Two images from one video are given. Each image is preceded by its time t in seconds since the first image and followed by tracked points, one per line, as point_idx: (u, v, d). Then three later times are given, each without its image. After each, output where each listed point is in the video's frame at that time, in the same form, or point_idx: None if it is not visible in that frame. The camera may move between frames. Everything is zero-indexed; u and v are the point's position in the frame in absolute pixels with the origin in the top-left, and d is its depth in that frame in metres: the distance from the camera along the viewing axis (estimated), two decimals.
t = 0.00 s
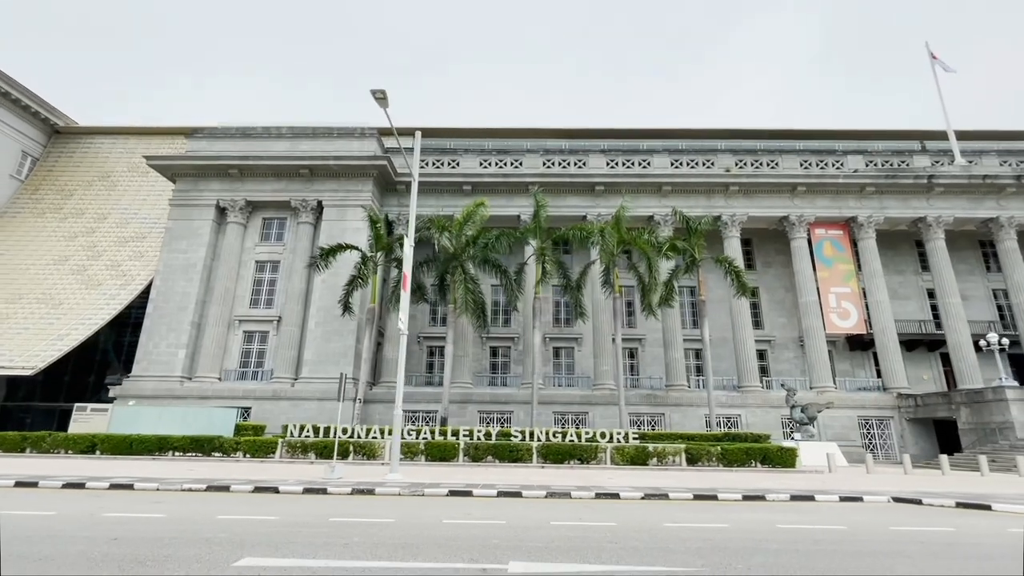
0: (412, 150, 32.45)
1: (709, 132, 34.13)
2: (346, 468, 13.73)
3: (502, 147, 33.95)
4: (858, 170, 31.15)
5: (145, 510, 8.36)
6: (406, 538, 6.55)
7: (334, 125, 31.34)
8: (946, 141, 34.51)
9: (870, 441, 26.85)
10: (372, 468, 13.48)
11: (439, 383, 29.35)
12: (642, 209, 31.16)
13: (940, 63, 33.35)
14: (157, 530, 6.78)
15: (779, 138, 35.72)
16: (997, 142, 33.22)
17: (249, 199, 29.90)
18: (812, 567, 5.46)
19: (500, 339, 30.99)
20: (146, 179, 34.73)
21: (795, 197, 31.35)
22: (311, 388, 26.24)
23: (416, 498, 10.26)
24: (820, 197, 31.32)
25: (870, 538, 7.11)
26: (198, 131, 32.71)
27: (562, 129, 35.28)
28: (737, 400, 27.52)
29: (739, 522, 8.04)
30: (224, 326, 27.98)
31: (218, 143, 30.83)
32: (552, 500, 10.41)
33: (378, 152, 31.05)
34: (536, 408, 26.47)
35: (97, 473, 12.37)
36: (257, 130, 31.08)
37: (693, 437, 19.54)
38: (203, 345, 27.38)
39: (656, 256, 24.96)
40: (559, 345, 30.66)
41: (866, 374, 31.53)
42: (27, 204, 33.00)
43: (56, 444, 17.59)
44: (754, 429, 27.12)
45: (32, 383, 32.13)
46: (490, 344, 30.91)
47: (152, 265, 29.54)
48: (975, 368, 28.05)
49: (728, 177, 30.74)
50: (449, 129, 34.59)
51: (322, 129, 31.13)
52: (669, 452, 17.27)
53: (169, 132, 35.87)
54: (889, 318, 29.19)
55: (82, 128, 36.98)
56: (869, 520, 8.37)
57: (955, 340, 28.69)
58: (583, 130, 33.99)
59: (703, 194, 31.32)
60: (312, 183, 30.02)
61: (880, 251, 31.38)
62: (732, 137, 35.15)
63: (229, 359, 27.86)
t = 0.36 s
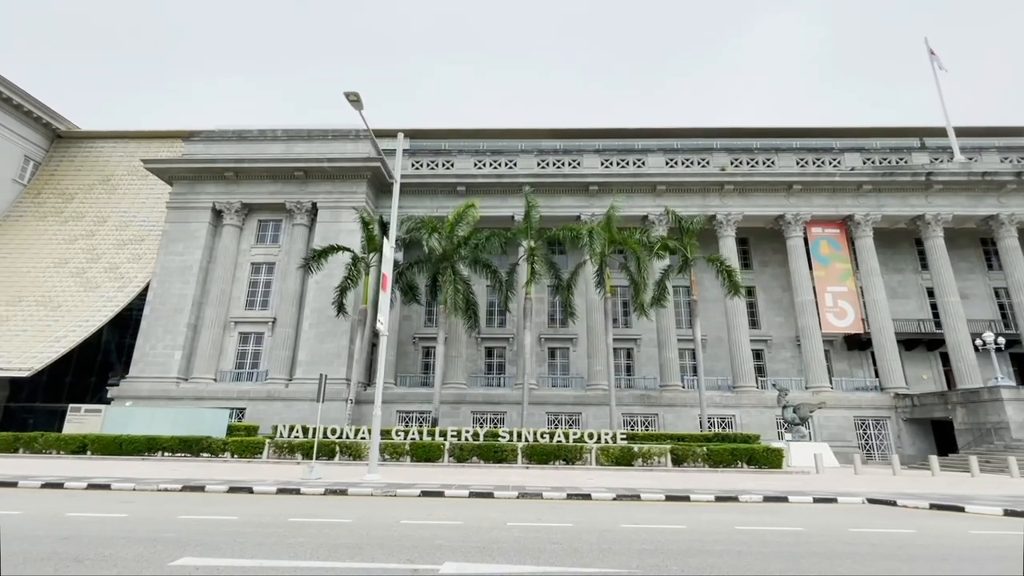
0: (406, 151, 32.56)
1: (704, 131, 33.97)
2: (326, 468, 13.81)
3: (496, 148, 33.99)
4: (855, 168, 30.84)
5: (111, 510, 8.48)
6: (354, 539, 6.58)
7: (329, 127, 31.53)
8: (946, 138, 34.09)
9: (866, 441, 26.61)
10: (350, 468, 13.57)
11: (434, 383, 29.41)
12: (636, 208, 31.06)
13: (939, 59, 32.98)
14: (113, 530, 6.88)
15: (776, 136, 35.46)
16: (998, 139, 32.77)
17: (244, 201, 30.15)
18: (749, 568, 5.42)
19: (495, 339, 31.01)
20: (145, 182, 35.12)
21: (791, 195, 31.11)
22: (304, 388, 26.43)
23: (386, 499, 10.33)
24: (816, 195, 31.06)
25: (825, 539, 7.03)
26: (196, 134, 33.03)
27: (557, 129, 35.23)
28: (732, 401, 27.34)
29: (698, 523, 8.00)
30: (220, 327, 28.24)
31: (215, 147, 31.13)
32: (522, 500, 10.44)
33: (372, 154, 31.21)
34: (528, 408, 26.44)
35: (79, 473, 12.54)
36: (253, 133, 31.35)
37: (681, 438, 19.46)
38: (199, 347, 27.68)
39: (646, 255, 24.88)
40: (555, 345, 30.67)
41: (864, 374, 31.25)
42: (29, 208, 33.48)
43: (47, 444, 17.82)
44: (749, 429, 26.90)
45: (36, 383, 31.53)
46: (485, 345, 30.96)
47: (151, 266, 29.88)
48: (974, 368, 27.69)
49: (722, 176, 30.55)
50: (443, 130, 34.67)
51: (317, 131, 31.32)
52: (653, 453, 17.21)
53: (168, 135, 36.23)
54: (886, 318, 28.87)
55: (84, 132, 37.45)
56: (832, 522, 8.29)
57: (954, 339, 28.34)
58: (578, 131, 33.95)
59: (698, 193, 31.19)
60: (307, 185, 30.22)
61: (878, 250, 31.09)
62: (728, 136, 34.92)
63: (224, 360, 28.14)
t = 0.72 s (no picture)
0: (398, 152, 32.65)
1: (697, 130, 33.82)
2: (302, 468, 13.90)
3: (489, 148, 34.00)
4: (848, 166, 30.63)
5: (73, 509, 8.61)
6: (297, 537, 6.65)
7: (321, 128, 31.67)
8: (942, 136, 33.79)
9: (858, 441, 26.45)
10: (325, 468, 13.66)
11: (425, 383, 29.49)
12: (628, 208, 31.00)
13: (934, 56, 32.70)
14: (62, 528, 7.00)
15: (770, 135, 35.27)
16: (994, 136, 32.47)
17: (237, 202, 30.35)
18: (675, 567, 5.43)
19: (487, 339, 31.08)
20: (142, 184, 35.44)
21: (783, 194, 30.94)
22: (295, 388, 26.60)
23: (352, 498, 10.41)
24: (809, 194, 30.86)
25: (769, 538, 7.02)
26: (190, 136, 33.25)
27: (550, 129, 35.18)
28: (723, 400, 27.21)
29: (650, 522, 8.02)
30: (213, 327, 28.45)
31: (208, 149, 31.34)
32: (487, 499, 10.49)
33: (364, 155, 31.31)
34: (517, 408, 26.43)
35: (57, 472, 12.70)
36: (246, 135, 31.55)
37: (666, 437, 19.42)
38: (192, 347, 27.90)
39: (633, 255, 24.85)
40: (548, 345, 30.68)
41: (858, 373, 31.06)
42: (28, 210, 33.85)
43: (35, 443, 18.03)
44: (740, 429, 26.75)
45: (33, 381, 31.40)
46: (478, 345, 31.03)
47: (145, 267, 30.18)
48: (969, 367, 27.46)
49: (714, 175, 30.43)
50: (436, 131, 34.75)
51: (309, 133, 31.47)
52: (635, 453, 17.19)
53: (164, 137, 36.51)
54: (879, 317, 28.66)
55: (82, 135, 37.80)
56: (785, 521, 8.27)
57: (948, 338, 28.09)
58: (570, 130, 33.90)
59: (690, 192, 31.07)
60: (299, 187, 30.39)
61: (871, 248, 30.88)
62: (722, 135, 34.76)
63: (217, 360, 28.35)
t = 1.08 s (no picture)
0: (388, 152, 32.67)
1: (688, 128, 33.75)
2: (277, 467, 13.95)
3: (479, 148, 33.98)
4: (838, 165, 30.55)
5: (33, 506, 8.67)
6: (239, 535, 6.70)
7: (311, 128, 31.71)
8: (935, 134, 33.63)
9: (846, 440, 26.42)
10: (299, 467, 13.70)
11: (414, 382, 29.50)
12: (617, 207, 30.97)
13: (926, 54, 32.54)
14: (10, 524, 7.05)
15: (762, 133, 35.19)
16: (986, 135, 32.35)
17: (227, 203, 30.44)
18: (603, 564, 5.45)
19: (477, 338, 31.11)
20: (134, 184, 35.53)
21: (773, 193, 30.86)
22: (284, 387, 26.69)
23: (317, 496, 10.47)
24: (800, 193, 30.77)
25: (715, 535, 7.02)
26: (181, 135, 33.30)
27: (541, 128, 35.13)
28: (711, 399, 27.11)
29: (602, 520, 8.02)
30: (202, 327, 28.53)
31: (199, 149, 31.39)
32: (453, 498, 10.52)
33: (354, 155, 31.34)
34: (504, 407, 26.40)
35: (31, 471, 12.77)
36: (237, 135, 31.61)
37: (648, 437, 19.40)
38: (181, 346, 28.00)
39: (618, 254, 24.84)
40: (538, 344, 30.70)
41: (849, 373, 30.98)
42: (21, 210, 33.99)
43: (19, 442, 18.13)
44: (728, 428, 26.65)
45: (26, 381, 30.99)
46: (468, 344, 31.06)
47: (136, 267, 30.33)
48: (958, 366, 27.36)
49: (704, 174, 30.40)
50: (427, 130, 34.77)
51: (299, 133, 31.50)
52: (614, 452, 17.20)
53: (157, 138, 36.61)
54: (868, 316, 28.56)
55: (76, 135, 37.94)
56: (739, 519, 8.26)
57: (938, 337, 27.98)
58: (561, 130, 33.86)
59: (679, 191, 31.02)
60: (288, 186, 30.44)
61: (861, 247, 30.79)
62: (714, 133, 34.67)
63: (206, 360, 28.45)
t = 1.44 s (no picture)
0: (376, 152, 32.69)
1: (675, 128, 33.74)
2: (248, 466, 13.99)
3: (467, 148, 33.96)
4: (824, 165, 30.56)
5: None
6: (177, 534, 6.72)
7: (298, 128, 31.73)
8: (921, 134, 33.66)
9: (830, 440, 26.48)
10: (269, 466, 13.76)
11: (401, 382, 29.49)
12: (604, 207, 30.96)
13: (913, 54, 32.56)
14: None
15: (750, 133, 35.19)
16: (973, 135, 32.36)
17: (214, 203, 30.47)
18: (524, 563, 5.47)
19: (464, 338, 31.12)
20: (123, 184, 35.47)
21: (759, 193, 30.88)
22: (268, 386, 26.71)
23: (277, 495, 10.54)
24: (785, 193, 30.80)
25: (654, 535, 7.04)
26: (168, 135, 33.31)
27: (529, 128, 35.12)
28: (696, 399, 27.12)
29: (548, 519, 8.06)
30: (188, 327, 28.56)
31: (185, 149, 31.38)
32: (413, 497, 10.57)
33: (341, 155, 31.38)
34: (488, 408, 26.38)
35: None
36: (223, 135, 31.61)
37: (626, 436, 19.42)
38: (167, 346, 28.04)
39: (601, 254, 24.85)
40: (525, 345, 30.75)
41: (835, 373, 31.02)
42: (9, 210, 33.98)
43: None
44: (712, 428, 26.65)
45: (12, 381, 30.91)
46: (455, 345, 31.07)
47: (122, 267, 30.45)
48: (942, 366, 27.40)
49: (690, 174, 30.42)
50: (415, 130, 34.79)
51: (286, 133, 31.52)
52: (589, 452, 17.23)
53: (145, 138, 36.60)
54: (853, 316, 28.58)
55: (65, 135, 37.95)
56: (686, 518, 8.29)
57: (922, 337, 28.02)
58: (549, 130, 33.88)
59: (666, 191, 31.04)
60: (274, 187, 30.47)
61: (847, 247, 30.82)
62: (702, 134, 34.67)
63: (192, 360, 28.48)
